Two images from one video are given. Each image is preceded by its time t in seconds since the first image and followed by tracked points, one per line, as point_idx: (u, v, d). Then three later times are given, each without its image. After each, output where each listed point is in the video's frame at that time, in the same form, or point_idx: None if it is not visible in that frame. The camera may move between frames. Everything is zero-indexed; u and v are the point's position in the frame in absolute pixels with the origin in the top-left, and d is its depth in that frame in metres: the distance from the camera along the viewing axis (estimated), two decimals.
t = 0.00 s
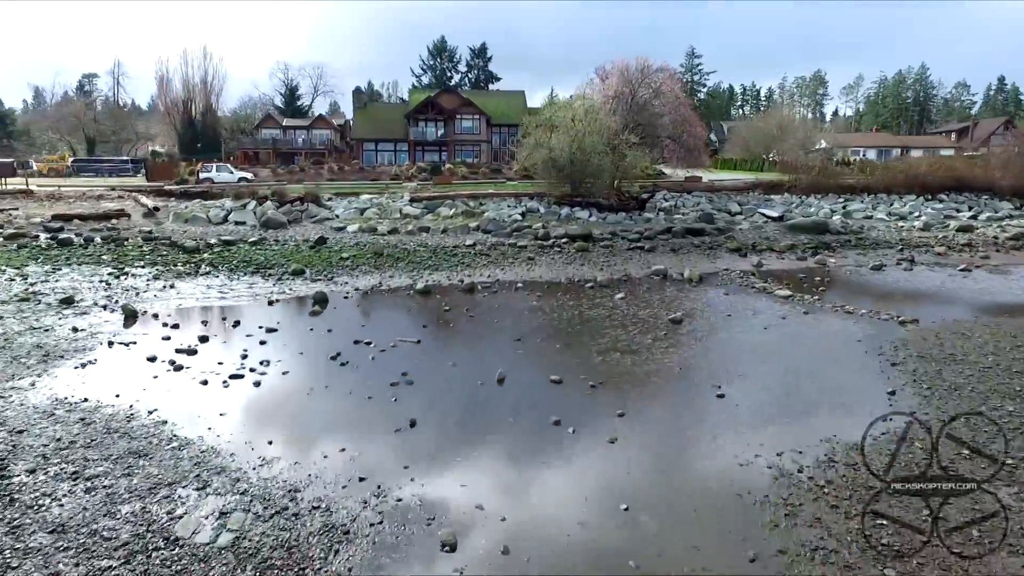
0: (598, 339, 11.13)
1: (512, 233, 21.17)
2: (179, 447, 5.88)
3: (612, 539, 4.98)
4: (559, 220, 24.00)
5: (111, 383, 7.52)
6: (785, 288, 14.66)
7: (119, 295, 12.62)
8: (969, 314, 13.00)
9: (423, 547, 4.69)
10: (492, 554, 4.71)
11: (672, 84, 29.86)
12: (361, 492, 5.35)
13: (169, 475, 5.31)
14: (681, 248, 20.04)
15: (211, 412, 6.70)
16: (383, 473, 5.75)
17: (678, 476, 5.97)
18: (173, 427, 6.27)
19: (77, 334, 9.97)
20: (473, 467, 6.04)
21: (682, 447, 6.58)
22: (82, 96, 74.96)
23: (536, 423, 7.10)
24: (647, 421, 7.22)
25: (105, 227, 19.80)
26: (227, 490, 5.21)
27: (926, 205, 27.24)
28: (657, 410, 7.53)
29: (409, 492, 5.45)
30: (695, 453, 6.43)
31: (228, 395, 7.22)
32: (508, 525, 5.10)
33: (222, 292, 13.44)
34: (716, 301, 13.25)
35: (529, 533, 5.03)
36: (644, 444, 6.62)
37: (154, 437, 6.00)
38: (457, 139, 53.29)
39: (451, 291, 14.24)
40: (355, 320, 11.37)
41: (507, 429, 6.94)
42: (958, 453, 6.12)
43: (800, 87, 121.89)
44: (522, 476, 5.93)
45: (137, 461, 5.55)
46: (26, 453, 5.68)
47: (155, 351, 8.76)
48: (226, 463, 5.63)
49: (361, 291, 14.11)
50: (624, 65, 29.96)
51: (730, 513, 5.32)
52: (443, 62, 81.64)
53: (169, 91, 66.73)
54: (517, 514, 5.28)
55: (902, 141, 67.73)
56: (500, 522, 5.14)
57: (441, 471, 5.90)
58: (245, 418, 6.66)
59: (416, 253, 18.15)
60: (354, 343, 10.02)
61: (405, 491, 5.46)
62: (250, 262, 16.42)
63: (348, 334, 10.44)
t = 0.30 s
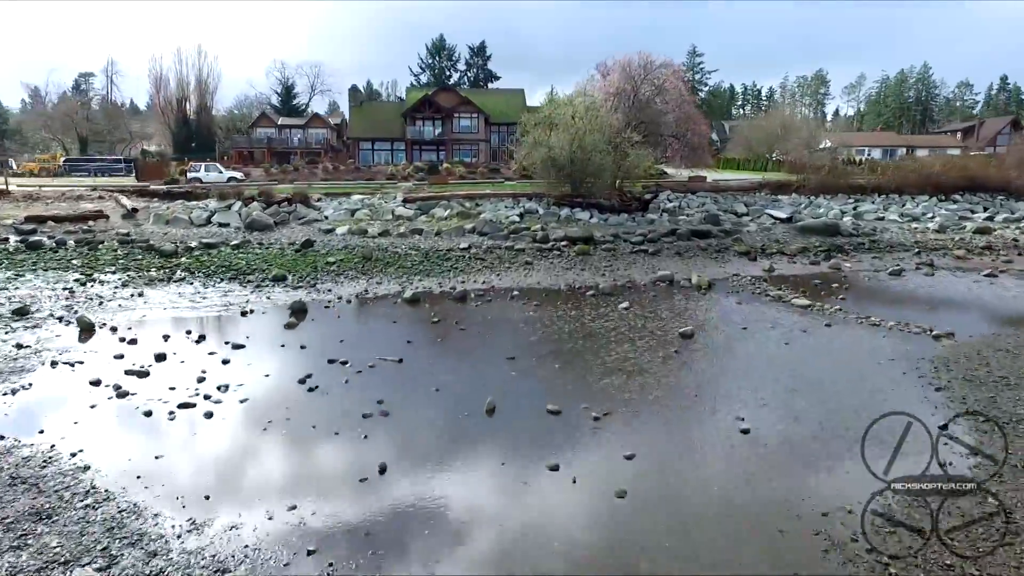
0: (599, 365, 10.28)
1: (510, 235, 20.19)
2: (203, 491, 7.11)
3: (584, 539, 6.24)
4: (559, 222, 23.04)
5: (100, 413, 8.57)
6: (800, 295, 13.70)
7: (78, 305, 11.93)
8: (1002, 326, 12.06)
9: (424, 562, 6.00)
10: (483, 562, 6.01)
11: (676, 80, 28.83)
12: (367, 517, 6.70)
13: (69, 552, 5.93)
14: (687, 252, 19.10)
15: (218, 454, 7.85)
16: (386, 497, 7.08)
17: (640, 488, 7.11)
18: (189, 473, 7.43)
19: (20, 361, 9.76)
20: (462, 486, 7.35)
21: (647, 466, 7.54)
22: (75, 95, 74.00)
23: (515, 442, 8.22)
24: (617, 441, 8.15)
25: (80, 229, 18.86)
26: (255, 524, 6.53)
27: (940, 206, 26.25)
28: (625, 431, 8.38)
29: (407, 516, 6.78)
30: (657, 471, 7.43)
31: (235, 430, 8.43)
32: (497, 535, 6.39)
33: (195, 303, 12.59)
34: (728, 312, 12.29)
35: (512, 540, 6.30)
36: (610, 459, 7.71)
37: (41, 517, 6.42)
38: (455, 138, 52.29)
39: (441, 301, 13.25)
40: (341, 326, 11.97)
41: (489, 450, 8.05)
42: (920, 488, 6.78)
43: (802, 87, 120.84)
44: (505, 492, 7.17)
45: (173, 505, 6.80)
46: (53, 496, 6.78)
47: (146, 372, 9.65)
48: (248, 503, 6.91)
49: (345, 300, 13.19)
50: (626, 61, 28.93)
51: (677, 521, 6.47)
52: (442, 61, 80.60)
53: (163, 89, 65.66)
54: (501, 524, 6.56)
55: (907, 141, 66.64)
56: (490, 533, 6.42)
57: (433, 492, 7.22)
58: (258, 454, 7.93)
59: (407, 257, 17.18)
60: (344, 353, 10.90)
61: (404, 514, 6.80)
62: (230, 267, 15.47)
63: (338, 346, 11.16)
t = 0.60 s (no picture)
0: (602, 383, 9.37)
1: (507, 239, 19.21)
2: (201, 496, 7.12)
3: (585, 537, 6.13)
4: (559, 224, 22.12)
5: (96, 414, 8.60)
6: (817, 303, 12.81)
7: (36, 317, 11.15)
8: None
9: (424, 564, 5.97)
10: (481, 561, 5.95)
11: (682, 76, 27.70)
12: (365, 520, 6.67)
13: None
14: (694, 256, 18.16)
15: (217, 458, 7.85)
16: (386, 499, 7.04)
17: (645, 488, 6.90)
18: (187, 478, 7.44)
19: None
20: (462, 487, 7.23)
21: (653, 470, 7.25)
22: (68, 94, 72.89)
23: (515, 444, 8.03)
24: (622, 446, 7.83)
25: (55, 231, 17.93)
26: (255, 531, 6.54)
27: (954, 207, 25.29)
28: (630, 437, 8.03)
29: (406, 518, 6.73)
30: (664, 475, 7.15)
31: (234, 431, 8.43)
32: (498, 535, 6.29)
33: (165, 315, 11.69)
34: (743, 324, 11.32)
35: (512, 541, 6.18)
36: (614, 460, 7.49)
37: None
38: (453, 137, 51.33)
39: (429, 313, 12.22)
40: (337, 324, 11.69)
41: (489, 453, 7.88)
42: (918, 487, 6.65)
43: (804, 87, 119.92)
44: (506, 493, 7.03)
45: (173, 512, 6.83)
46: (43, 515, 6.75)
47: (143, 375, 9.70)
48: (247, 508, 6.93)
49: (327, 310, 12.23)
50: (628, 57, 27.82)
51: (678, 518, 6.36)
52: (440, 60, 79.52)
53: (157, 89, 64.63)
54: (502, 524, 6.46)
55: (913, 140, 65.59)
56: (491, 535, 6.32)
57: (433, 492, 7.15)
58: (258, 455, 7.93)
59: (397, 262, 16.22)
60: (340, 352, 10.71)
61: (403, 517, 6.73)
62: (207, 273, 14.52)
63: (333, 347, 10.91)
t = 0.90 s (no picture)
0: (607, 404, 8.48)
1: (506, 243, 18.28)
2: (199, 495, 6.68)
3: (604, 541, 5.64)
4: (560, 226, 21.22)
5: (94, 412, 8.22)
6: (838, 312, 11.93)
7: None
8: None
9: (423, 563, 5.53)
10: (484, 561, 5.49)
11: (687, 72, 26.73)
12: (364, 520, 6.20)
13: None
14: (702, 261, 17.27)
15: (211, 454, 7.43)
16: (386, 499, 6.56)
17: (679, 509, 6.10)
18: (188, 475, 7.02)
19: None
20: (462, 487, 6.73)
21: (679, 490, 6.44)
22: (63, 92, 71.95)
23: (520, 450, 7.41)
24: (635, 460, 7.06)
25: (30, 235, 17.03)
26: (252, 530, 6.11)
27: (971, 208, 24.37)
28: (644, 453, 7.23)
29: (407, 515, 6.26)
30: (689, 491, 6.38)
31: (230, 427, 8.00)
32: (501, 535, 5.83)
33: (132, 327, 10.75)
34: (761, 338, 10.38)
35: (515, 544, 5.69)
36: (628, 468, 6.90)
37: None
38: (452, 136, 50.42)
39: (420, 325, 11.26)
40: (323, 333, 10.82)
41: (493, 456, 7.32)
42: (916, 486, 6.39)
43: (806, 87, 119.01)
44: (508, 495, 6.51)
45: (173, 509, 6.44)
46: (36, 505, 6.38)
47: (146, 373, 9.33)
48: (247, 505, 6.50)
49: (309, 321, 11.21)
50: (632, 53, 26.78)
51: (693, 519, 5.94)
52: (440, 58, 78.50)
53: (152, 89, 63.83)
54: (508, 524, 6.01)
55: (919, 138, 64.59)
56: (493, 534, 5.85)
57: (435, 491, 6.68)
58: (253, 452, 7.50)
59: (389, 268, 15.24)
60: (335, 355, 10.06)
61: (403, 517, 6.25)
62: (184, 280, 13.57)
63: (327, 348, 10.28)
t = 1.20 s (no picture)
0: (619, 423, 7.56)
1: (505, 247, 17.41)
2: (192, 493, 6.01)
3: (613, 542, 5.12)
4: (562, 229, 20.36)
5: (89, 413, 7.60)
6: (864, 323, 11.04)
7: None
8: None
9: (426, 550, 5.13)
10: (492, 552, 5.07)
11: (693, 69, 25.81)
12: (364, 507, 5.77)
13: None
14: (713, 267, 16.41)
15: (205, 440, 7.01)
16: (387, 496, 5.92)
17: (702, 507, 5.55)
18: (186, 473, 6.36)
19: None
20: (464, 485, 6.10)
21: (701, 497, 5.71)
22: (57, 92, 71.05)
23: (525, 450, 6.72)
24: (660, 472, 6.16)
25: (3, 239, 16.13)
26: (250, 527, 5.46)
27: (988, 211, 23.47)
28: (667, 458, 6.40)
29: (409, 515, 5.64)
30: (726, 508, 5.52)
31: (228, 416, 7.58)
32: (504, 536, 5.27)
33: (97, 340, 9.81)
34: (784, 352, 9.49)
35: (519, 547, 5.12)
36: (645, 468, 6.23)
37: None
38: (451, 136, 49.56)
39: (413, 337, 10.33)
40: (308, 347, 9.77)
41: (500, 451, 6.72)
42: (916, 487, 5.82)
43: (808, 86, 118.11)
44: (507, 494, 5.92)
45: (164, 491, 6.04)
46: (25, 505, 5.80)
47: (137, 366, 8.89)
48: (245, 502, 5.84)
49: (291, 334, 10.28)
50: (637, 49, 25.87)
51: (711, 509, 5.51)
52: (439, 57, 77.70)
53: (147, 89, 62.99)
54: (517, 515, 5.58)
55: (925, 139, 63.77)
56: (494, 536, 5.29)
57: (442, 479, 6.23)
58: (249, 440, 7.04)
59: (381, 276, 14.31)
60: (331, 364, 9.19)
61: (408, 503, 5.81)
62: (159, 289, 12.63)
63: (319, 360, 9.30)
